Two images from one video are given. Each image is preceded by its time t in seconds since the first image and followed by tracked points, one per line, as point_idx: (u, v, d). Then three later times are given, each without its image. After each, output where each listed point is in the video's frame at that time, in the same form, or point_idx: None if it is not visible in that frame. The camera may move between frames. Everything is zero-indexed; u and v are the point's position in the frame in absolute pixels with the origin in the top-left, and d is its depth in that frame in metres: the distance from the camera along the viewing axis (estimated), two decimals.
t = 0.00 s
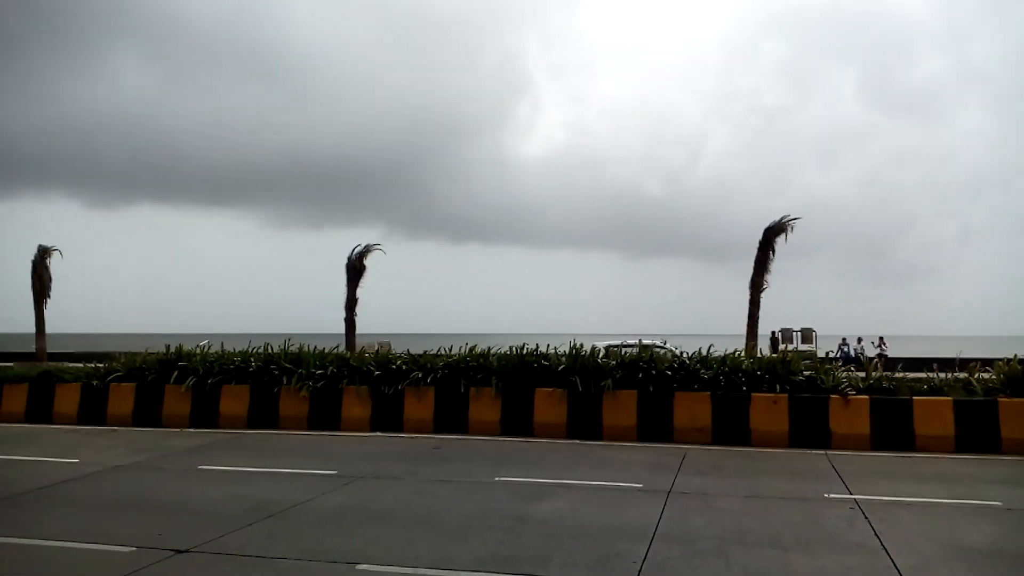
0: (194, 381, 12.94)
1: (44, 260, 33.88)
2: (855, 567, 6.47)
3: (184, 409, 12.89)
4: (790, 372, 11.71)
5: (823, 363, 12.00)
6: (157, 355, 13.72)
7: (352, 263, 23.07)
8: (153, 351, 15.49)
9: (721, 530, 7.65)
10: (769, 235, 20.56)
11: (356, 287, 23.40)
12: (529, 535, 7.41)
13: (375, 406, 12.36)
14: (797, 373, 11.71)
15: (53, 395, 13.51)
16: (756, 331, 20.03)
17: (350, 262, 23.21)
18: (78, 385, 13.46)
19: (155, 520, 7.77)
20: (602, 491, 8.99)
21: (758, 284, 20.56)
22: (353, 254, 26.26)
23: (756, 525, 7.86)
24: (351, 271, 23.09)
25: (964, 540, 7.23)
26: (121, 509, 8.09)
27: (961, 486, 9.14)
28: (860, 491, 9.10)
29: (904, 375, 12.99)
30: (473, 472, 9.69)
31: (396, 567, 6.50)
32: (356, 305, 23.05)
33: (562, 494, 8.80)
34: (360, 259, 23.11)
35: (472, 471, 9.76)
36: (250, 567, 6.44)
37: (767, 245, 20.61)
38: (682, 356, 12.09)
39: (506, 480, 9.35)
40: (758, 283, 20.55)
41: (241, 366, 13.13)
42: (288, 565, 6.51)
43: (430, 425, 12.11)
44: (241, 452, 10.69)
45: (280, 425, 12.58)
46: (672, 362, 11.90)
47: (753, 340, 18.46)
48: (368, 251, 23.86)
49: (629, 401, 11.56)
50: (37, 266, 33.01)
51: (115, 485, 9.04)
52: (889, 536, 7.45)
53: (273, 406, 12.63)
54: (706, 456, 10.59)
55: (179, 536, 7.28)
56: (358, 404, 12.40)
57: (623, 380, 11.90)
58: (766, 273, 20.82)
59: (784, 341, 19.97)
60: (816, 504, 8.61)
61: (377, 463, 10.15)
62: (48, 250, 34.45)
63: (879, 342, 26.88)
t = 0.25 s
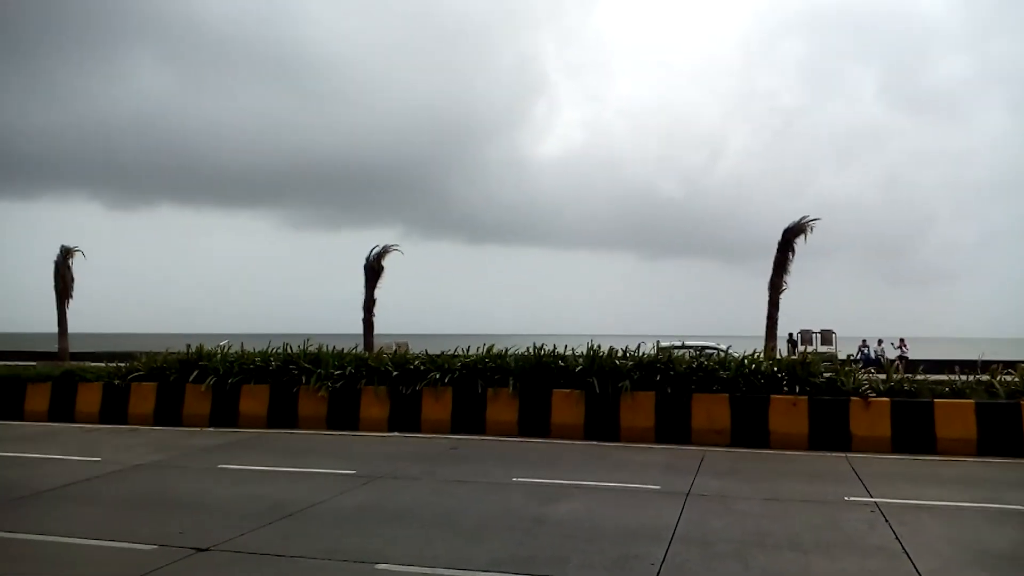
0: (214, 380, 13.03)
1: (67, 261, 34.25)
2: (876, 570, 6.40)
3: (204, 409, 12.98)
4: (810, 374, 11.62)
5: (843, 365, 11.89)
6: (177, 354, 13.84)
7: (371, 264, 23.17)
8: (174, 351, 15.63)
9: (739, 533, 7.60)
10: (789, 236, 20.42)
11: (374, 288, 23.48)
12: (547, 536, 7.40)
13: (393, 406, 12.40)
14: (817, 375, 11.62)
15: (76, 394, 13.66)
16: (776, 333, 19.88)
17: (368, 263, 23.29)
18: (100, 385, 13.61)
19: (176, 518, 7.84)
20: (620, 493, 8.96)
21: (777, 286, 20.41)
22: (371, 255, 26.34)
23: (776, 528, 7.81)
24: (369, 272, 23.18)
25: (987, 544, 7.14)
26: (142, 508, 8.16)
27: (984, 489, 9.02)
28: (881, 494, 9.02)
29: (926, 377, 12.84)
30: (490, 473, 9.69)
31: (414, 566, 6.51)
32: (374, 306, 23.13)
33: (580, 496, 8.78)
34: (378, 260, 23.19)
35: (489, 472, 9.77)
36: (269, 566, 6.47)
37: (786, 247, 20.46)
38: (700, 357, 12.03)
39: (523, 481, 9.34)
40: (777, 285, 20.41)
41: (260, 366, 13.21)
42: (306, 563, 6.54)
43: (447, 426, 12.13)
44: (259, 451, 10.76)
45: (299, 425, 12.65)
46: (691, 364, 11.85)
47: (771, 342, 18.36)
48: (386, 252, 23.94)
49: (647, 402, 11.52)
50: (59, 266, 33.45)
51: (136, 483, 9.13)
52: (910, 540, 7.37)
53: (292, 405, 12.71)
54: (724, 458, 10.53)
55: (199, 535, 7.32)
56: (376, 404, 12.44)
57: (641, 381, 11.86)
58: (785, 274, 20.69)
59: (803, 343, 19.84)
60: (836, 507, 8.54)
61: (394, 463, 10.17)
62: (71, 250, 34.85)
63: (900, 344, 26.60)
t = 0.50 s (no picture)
0: (235, 381, 13.13)
1: (90, 263, 34.63)
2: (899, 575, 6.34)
3: (225, 409, 13.08)
4: (831, 377, 11.52)
5: (864, 368, 11.80)
6: (199, 355, 13.95)
7: (389, 266, 23.25)
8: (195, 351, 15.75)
9: (760, 537, 7.55)
10: (809, 237, 20.28)
11: (393, 289, 23.56)
12: (566, 538, 7.39)
13: (412, 407, 12.43)
14: (838, 377, 11.53)
15: (99, 394, 13.80)
16: (796, 334, 19.75)
17: (387, 264, 23.38)
18: (123, 385, 13.74)
19: (198, 517, 7.89)
20: (640, 495, 8.93)
21: (797, 287, 20.28)
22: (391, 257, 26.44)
23: (797, 532, 7.75)
24: (388, 273, 23.26)
25: (1012, 549, 7.05)
26: (165, 507, 8.23)
27: (1008, 494, 8.91)
28: (903, 498, 8.93)
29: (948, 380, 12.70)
30: (509, 474, 9.69)
31: (434, 567, 6.52)
32: (393, 307, 23.21)
33: (599, 498, 8.76)
34: (397, 262, 23.27)
35: (508, 473, 9.77)
36: (290, 566, 6.51)
37: (807, 248, 20.32)
38: (720, 359, 11.97)
39: (542, 483, 9.34)
40: (797, 286, 20.27)
41: (280, 366, 13.29)
42: (327, 564, 6.57)
43: (466, 427, 12.14)
44: (280, 451, 10.81)
45: (319, 426, 12.71)
46: (710, 366, 11.79)
47: (791, 344, 18.23)
48: (405, 254, 24.02)
49: (666, 404, 11.47)
50: (82, 266, 33.85)
51: (160, 483, 9.21)
52: (933, 544, 7.29)
53: (312, 406, 12.78)
54: (745, 461, 10.46)
55: (221, 535, 7.37)
56: (395, 405, 12.47)
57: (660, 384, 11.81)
58: (806, 276, 20.55)
59: (824, 345, 19.69)
60: (858, 511, 8.46)
61: (413, 464, 10.20)
62: (94, 252, 35.23)
63: (922, 347, 26.34)
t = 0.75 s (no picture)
0: (245, 382, 13.18)
1: (102, 263, 34.82)
2: None
3: (235, 409, 13.14)
4: (842, 378, 11.48)
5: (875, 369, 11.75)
6: (209, 355, 14.01)
7: (399, 267, 23.30)
8: (206, 352, 15.81)
9: (770, 538, 7.53)
10: (820, 238, 20.20)
11: (402, 290, 23.60)
12: (576, 539, 7.39)
13: (422, 408, 12.45)
14: (849, 379, 11.48)
15: (110, 395, 13.88)
16: (806, 335, 19.68)
17: (397, 265, 23.43)
18: (134, 385, 13.81)
19: (209, 517, 7.93)
20: (650, 496, 8.92)
21: (808, 288, 20.20)
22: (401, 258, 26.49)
23: (807, 533, 7.73)
24: (397, 274, 23.30)
25: None
26: (176, 507, 8.27)
27: (1020, 496, 8.85)
28: (914, 499, 8.89)
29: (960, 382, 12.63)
30: (519, 475, 9.69)
31: (444, 568, 6.53)
32: (402, 308, 23.25)
33: (609, 499, 8.76)
34: (407, 263, 23.31)
35: (517, 474, 9.78)
36: (300, 566, 6.53)
37: (817, 248, 20.24)
38: (729, 360, 11.94)
39: (552, 483, 9.34)
40: (808, 286, 20.20)
41: (291, 367, 13.34)
42: (337, 564, 6.59)
43: (475, 428, 12.15)
44: (290, 451, 10.85)
45: (329, 426, 12.75)
46: (720, 367, 11.76)
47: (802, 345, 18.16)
48: (415, 255, 24.05)
49: (675, 405, 11.45)
50: (94, 267, 34.06)
51: (171, 483, 9.26)
52: (944, 546, 7.25)
53: (322, 407, 12.82)
54: (754, 463, 10.43)
55: (232, 534, 7.40)
56: (405, 406, 12.50)
57: (670, 385, 11.79)
58: (816, 277, 20.48)
59: (834, 346, 19.61)
60: (868, 513, 8.43)
61: (423, 464, 10.21)
62: (106, 252, 35.42)
63: (933, 348, 26.18)
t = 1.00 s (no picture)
0: (263, 383, 13.25)
1: (121, 266, 35.12)
2: None
3: (253, 411, 13.21)
4: (861, 381, 11.39)
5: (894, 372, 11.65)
6: (227, 357, 14.10)
7: (415, 269, 23.34)
8: (224, 354, 15.91)
9: (788, 542, 7.47)
10: (838, 239, 20.05)
11: (418, 292, 23.65)
12: (592, 542, 7.36)
13: (438, 409, 12.47)
14: (867, 381, 11.39)
15: (130, 396, 13.99)
16: (824, 337, 19.53)
17: (412, 267, 23.49)
18: (153, 387, 13.92)
19: (226, 518, 7.98)
20: (666, 499, 8.88)
21: (826, 289, 20.06)
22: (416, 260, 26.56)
23: (826, 537, 7.66)
24: (413, 276, 23.36)
25: None
26: (194, 508, 8.32)
27: None
28: (934, 503, 8.79)
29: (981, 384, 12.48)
30: (535, 477, 9.68)
31: (460, 569, 6.53)
32: (418, 310, 23.30)
33: (625, 502, 8.72)
34: (423, 265, 23.37)
35: (533, 476, 9.77)
36: (317, 567, 6.55)
37: (836, 250, 20.10)
38: (747, 363, 11.87)
39: (568, 486, 9.31)
40: (826, 288, 20.05)
41: (307, 369, 13.39)
42: (354, 565, 6.60)
43: (491, 430, 12.15)
44: (307, 453, 10.90)
45: (345, 428, 12.79)
46: (737, 369, 11.69)
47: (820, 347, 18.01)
48: (430, 257, 24.11)
49: (692, 408, 11.39)
50: (114, 269, 34.41)
51: (189, 483, 9.32)
52: (965, 551, 7.17)
53: (338, 408, 12.86)
54: (772, 466, 10.36)
55: (249, 535, 7.44)
56: (421, 407, 12.52)
57: (687, 387, 11.74)
58: (834, 279, 20.32)
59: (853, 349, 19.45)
60: (887, 517, 8.35)
61: (439, 466, 10.22)
62: (126, 255, 35.74)
63: (953, 350, 25.91)
